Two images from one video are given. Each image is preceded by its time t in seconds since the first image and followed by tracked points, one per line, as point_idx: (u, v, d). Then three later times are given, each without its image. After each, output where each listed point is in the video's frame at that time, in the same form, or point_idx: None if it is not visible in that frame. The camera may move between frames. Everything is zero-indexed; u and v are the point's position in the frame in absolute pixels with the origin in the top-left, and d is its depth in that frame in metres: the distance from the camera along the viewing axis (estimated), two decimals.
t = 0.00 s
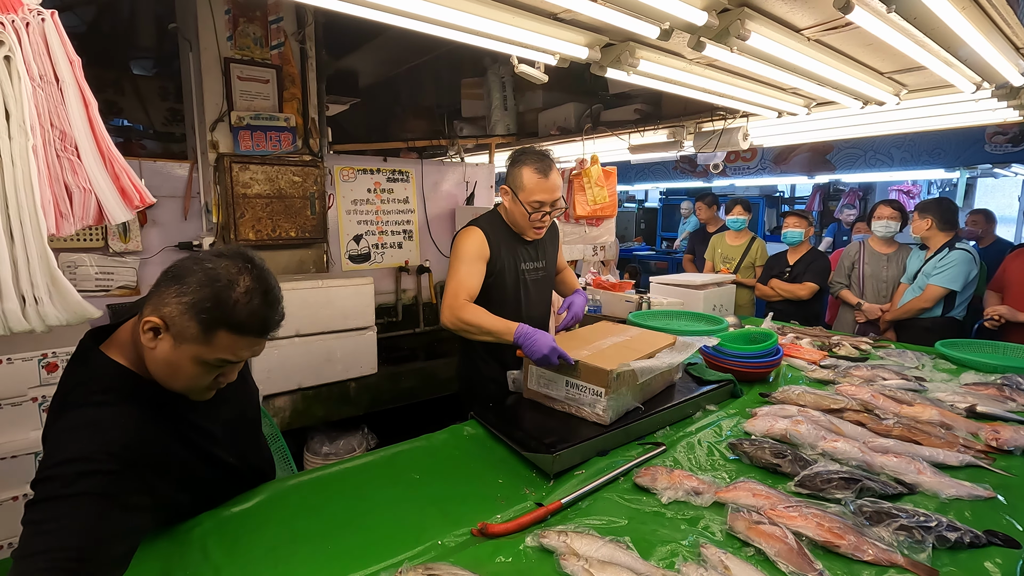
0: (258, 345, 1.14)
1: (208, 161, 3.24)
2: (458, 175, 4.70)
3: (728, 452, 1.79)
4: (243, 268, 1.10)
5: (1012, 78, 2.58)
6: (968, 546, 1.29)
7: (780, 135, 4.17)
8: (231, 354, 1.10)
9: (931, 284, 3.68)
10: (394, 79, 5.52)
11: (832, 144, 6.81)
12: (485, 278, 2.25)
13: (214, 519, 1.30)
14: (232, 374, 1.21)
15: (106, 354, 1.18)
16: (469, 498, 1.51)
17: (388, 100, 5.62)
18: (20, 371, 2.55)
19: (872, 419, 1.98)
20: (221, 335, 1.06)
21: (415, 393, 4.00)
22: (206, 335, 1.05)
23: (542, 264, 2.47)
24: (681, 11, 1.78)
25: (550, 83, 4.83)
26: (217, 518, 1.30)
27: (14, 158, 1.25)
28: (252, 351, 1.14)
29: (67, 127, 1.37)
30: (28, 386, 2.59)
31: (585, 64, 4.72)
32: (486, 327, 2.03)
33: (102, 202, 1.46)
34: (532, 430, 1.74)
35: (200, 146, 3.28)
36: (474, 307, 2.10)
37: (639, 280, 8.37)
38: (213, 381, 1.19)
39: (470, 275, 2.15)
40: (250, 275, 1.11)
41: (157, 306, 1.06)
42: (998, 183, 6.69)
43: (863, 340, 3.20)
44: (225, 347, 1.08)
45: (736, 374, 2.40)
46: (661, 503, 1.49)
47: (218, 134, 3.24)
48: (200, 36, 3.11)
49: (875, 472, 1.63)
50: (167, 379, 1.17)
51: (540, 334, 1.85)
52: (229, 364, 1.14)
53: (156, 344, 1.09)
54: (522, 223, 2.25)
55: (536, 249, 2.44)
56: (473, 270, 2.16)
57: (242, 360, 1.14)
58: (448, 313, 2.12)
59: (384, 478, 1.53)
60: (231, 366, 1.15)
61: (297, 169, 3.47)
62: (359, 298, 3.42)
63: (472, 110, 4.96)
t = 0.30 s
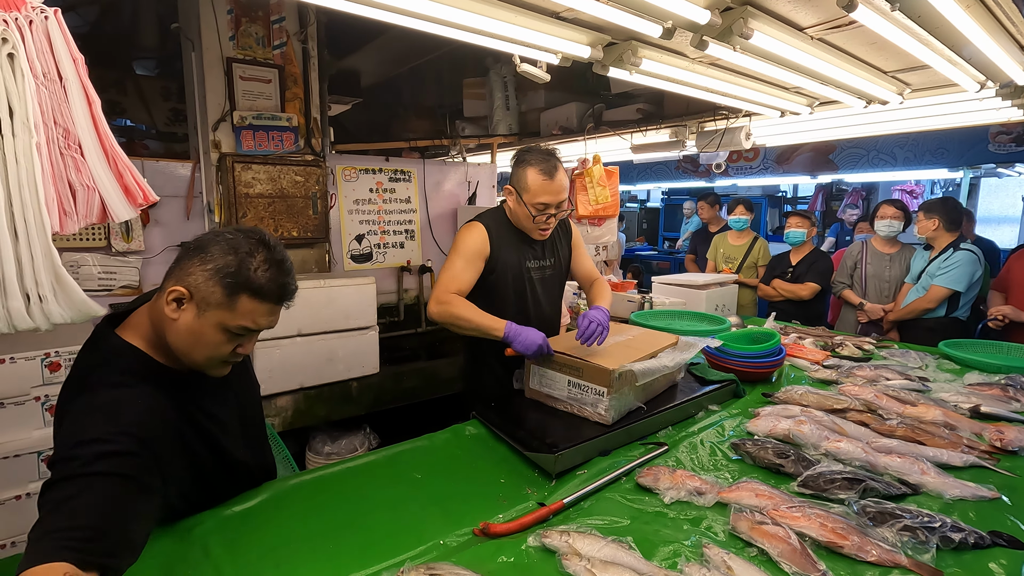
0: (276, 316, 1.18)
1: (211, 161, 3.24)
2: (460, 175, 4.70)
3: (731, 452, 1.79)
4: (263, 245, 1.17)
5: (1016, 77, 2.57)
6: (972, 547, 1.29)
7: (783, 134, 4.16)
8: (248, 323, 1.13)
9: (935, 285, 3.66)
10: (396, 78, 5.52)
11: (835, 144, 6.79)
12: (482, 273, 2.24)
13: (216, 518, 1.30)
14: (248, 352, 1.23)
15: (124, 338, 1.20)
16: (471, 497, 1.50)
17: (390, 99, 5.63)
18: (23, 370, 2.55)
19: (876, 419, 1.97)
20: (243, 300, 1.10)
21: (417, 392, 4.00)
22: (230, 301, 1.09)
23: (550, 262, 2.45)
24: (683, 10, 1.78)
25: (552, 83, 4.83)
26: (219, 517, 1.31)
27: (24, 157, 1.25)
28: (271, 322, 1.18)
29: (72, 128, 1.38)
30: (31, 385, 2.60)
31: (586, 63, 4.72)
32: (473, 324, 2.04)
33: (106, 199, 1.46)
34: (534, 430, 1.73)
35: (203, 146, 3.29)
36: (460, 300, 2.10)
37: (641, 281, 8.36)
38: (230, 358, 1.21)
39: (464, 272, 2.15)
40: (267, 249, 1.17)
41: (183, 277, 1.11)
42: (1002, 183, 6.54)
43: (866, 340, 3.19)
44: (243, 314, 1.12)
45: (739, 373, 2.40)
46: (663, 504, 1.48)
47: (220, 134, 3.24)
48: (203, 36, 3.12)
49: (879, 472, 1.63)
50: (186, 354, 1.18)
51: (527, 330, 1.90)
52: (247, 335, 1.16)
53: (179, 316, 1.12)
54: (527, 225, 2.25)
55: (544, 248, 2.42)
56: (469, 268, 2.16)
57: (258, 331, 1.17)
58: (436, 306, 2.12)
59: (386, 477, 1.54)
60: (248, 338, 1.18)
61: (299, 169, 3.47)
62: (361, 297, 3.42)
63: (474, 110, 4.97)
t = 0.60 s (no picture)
0: (269, 284, 1.22)
1: (213, 161, 3.25)
2: (462, 175, 4.70)
3: (732, 452, 1.79)
4: (254, 217, 1.24)
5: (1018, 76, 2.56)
6: (974, 546, 1.28)
7: (784, 134, 4.16)
8: (244, 286, 1.17)
9: (937, 285, 3.65)
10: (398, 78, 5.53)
11: (837, 144, 6.78)
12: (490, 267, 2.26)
13: (217, 519, 1.30)
14: (244, 324, 1.25)
15: (127, 319, 1.24)
16: (472, 497, 1.50)
17: (392, 99, 5.63)
18: (25, 369, 2.57)
19: (878, 419, 1.97)
20: (237, 262, 1.15)
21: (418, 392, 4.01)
22: (224, 263, 1.14)
23: (561, 263, 2.39)
24: (685, 9, 1.78)
25: (553, 83, 4.84)
26: (219, 517, 1.31)
27: (23, 152, 1.00)
28: (265, 289, 1.22)
29: (76, 121, 1.12)
30: (33, 384, 2.61)
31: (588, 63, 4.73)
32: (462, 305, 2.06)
33: (107, 199, 1.21)
34: (535, 429, 1.73)
35: (205, 145, 3.29)
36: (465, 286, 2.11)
37: (643, 281, 8.36)
38: (226, 329, 1.23)
39: (475, 265, 2.17)
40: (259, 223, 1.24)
41: (182, 246, 1.16)
42: (1005, 182, 6.22)
43: (868, 340, 3.19)
44: (240, 277, 1.16)
45: (739, 373, 2.40)
46: (665, 503, 1.48)
47: (222, 134, 3.24)
48: (205, 36, 3.13)
49: (881, 471, 1.62)
50: (184, 325, 1.21)
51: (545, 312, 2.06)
52: (245, 299, 1.19)
53: (177, 283, 1.17)
54: (550, 209, 2.19)
55: (560, 245, 2.40)
56: (478, 259, 2.18)
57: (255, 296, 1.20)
58: (443, 296, 2.11)
59: (388, 478, 1.54)
60: (245, 303, 1.21)
61: (300, 169, 3.48)
62: (362, 296, 3.43)
63: (475, 110, 4.97)
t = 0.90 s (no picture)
0: (246, 246, 1.29)
1: (213, 160, 3.25)
2: (463, 174, 4.70)
3: (733, 452, 1.78)
4: (221, 188, 1.31)
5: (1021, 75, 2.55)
6: (976, 547, 1.28)
7: (785, 133, 4.14)
8: (222, 249, 1.24)
9: (939, 285, 3.64)
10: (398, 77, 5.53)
11: (839, 143, 6.76)
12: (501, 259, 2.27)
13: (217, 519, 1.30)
14: (230, 290, 1.32)
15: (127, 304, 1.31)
16: (472, 498, 1.49)
17: (393, 99, 5.64)
18: (26, 369, 2.57)
19: (879, 420, 1.96)
20: (210, 226, 1.22)
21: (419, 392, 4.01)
22: (199, 227, 1.21)
23: (564, 267, 2.38)
24: (685, 8, 1.77)
25: (555, 82, 4.85)
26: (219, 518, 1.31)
27: (21, 152, 0.99)
28: (243, 251, 1.28)
29: (74, 120, 1.11)
30: (34, 384, 2.62)
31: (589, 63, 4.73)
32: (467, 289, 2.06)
33: (108, 200, 1.19)
34: (535, 429, 1.73)
35: (206, 145, 3.30)
36: (476, 273, 2.12)
37: (645, 281, 8.35)
38: (213, 295, 1.29)
39: (486, 256, 2.19)
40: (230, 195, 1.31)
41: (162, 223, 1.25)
42: (1007, 181, 6.20)
43: (870, 340, 3.18)
44: (218, 240, 1.23)
45: (740, 373, 2.39)
46: (665, 503, 1.48)
47: (223, 133, 3.24)
48: (205, 36, 3.13)
49: (882, 472, 1.62)
50: (175, 298, 1.29)
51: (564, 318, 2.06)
52: (224, 263, 1.26)
53: (162, 257, 1.26)
54: (553, 226, 2.20)
55: (566, 252, 2.39)
56: (489, 251, 2.20)
57: (234, 259, 1.27)
58: (455, 280, 2.11)
59: (388, 478, 1.54)
60: (224, 267, 1.27)
61: (301, 169, 3.48)
62: (364, 296, 3.43)
63: (476, 110, 4.98)
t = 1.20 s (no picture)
0: (253, 245, 1.37)
1: (215, 160, 3.25)
2: (464, 174, 4.70)
3: (735, 452, 1.78)
4: (234, 189, 1.39)
5: None
6: (978, 548, 1.28)
7: (787, 133, 4.14)
8: (232, 247, 1.32)
9: (941, 285, 3.63)
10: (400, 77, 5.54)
11: (841, 143, 6.75)
12: (504, 258, 2.26)
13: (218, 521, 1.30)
14: (239, 284, 1.41)
15: (145, 289, 1.43)
16: (473, 498, 1.49)
17: (395, 99, 5.64)
18: (29, 368, 2.58)
19: (881, 420, 1.96)
20: (223, 226, 1.31)
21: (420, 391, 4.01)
22: (211, 227, 1.30)
23: (566, 270, 2.38)
24: (687, 8, 1.77)
25: (556, 82, 4.87)
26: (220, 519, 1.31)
27: (23, 154, 1.00)
28: (251, 250, 1.37)
29: (77, 120, 1.10)
30: (37, 383, 2.62)
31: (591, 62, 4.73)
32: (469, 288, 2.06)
33: (111, 201, 1.19)
34: (537, 429, 1.73)
35: (208, 145, 3.30)
36: (480, 271, 2.12)
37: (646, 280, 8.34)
38: (223, 288, 1.39)
39: (490, 254, 2.18)
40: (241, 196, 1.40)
41: (179, 219, 1.34)
42: (1010, 181, 6.25)
43: (872, 340, 3.18)
44: (229, 239, 1.31)
45: (742, 373, 2.39)
46: (666, 503, 1.48)
47: (225, 133, 3.25)
48: (207, 36, 3.13)
49: (884, 472, 1.62)
50: (189, 288, 1.39)
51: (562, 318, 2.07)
52: (234, 260, 1.35)
53: (179, 251, 1.35)
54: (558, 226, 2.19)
55: (570, 253, 2.38)
56: (494, 248, 2.19)
57: (243, 256, 1.36)
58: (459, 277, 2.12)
59: (388, 478, 1.54)
60: (234, 264, 1.36)
61: (303, 169, 3.49)
62: (365, 296, 3.43)
63: (478, 109, 4.98)
